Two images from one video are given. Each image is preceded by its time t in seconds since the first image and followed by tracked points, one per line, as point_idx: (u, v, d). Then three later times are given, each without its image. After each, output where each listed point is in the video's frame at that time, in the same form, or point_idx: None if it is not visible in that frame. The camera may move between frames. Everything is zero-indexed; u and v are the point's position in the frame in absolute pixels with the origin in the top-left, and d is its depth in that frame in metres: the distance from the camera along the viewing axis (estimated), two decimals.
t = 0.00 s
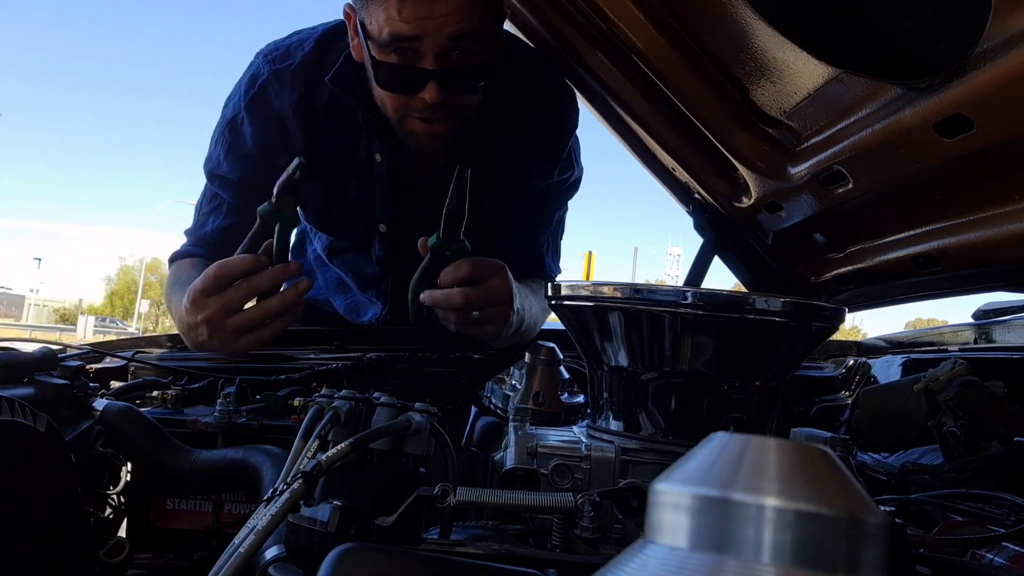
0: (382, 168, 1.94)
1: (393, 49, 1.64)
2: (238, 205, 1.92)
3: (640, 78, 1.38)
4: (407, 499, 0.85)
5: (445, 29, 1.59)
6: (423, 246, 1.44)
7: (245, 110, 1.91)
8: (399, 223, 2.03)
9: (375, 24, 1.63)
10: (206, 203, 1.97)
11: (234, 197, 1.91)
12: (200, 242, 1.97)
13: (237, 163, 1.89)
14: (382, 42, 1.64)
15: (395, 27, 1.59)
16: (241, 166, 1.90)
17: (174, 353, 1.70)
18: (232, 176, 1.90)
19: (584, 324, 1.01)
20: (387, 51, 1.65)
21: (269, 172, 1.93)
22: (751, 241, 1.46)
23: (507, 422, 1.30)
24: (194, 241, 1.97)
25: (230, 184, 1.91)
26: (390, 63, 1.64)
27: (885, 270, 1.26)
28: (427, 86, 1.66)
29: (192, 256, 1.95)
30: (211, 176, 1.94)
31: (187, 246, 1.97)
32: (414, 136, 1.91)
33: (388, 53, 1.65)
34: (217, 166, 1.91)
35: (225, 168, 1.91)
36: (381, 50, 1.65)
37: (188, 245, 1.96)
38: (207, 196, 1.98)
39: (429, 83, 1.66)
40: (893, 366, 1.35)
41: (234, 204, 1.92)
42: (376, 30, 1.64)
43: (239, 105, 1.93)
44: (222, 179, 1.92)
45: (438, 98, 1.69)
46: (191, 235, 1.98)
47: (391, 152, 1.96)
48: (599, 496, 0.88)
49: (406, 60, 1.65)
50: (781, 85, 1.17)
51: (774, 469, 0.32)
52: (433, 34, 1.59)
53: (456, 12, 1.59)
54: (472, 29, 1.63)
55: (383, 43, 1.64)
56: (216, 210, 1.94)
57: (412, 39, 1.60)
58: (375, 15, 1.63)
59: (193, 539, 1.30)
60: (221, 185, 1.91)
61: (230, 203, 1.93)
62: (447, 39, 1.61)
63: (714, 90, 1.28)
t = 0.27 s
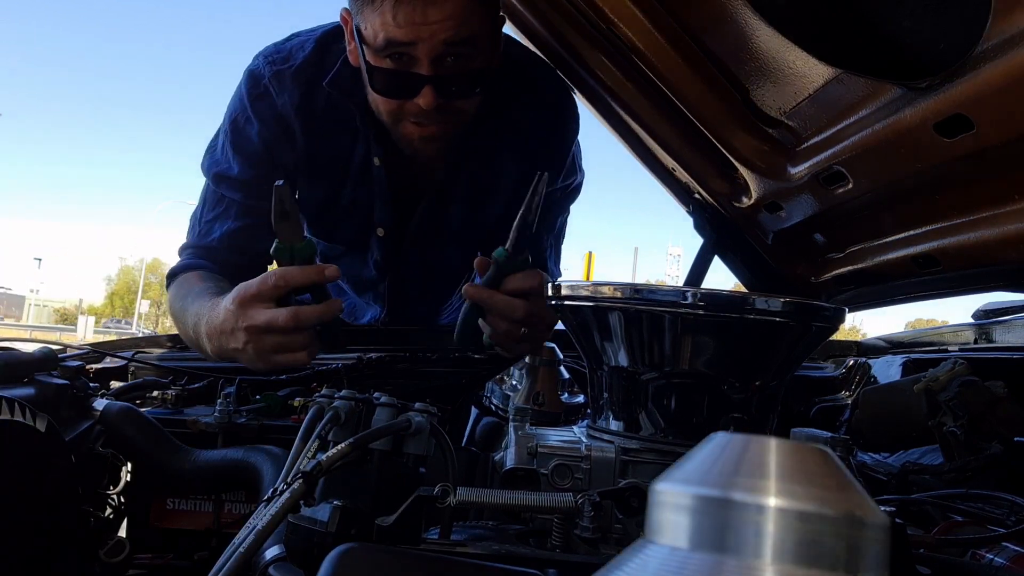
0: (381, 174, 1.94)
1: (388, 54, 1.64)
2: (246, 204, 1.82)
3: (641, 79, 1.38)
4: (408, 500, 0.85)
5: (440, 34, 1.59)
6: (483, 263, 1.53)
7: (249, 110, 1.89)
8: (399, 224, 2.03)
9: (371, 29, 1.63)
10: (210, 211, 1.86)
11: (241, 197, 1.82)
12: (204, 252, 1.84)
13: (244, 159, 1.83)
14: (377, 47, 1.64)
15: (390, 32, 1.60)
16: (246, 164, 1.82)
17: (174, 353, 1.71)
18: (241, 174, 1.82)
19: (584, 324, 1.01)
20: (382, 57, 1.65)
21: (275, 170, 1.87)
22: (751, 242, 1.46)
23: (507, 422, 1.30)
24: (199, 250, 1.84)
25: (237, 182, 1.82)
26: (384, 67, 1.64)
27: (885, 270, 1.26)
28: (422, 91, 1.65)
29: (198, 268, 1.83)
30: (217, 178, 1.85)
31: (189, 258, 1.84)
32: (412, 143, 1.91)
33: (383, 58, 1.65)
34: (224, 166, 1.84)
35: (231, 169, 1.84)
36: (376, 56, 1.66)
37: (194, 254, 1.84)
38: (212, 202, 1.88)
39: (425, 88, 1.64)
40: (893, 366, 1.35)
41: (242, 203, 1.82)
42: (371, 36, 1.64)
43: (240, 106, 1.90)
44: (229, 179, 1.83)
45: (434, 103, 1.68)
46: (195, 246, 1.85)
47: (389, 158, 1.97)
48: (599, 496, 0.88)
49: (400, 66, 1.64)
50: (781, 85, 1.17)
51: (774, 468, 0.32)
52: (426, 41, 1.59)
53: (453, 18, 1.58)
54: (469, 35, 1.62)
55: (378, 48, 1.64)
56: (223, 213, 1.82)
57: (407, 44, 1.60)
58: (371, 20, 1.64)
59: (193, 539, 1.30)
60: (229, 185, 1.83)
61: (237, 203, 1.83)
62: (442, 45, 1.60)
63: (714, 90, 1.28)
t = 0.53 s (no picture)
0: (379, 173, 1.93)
1: (383, 57, 1.64)
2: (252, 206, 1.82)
3: (641, 79, 1.38)
4: (408, 500, 0.85)
5: (436, 37, 1.59)
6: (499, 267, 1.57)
7: (251, 113, 1.90)
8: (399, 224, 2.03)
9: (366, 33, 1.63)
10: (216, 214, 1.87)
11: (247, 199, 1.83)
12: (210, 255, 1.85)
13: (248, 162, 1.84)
14: (372, 51, 1.64)
15: (386, 36, 1.59)
16: (251, 166, 1.84)
17: (175, 353, 1.71)
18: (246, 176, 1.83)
19: (584, 324, 1.01)
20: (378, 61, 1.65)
21: (280, 172, 1.88)
22: (750, 241, 1.46)
23: (507, 422, 1.30)
24: (204, 253, 1.84)
25: (242, 184, 1.83)
26: (381, 71, 1.64)
27: (885, 270, 1.26)
28: (418, 94, 1.68)
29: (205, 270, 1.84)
30: (222, 181, 1.86)
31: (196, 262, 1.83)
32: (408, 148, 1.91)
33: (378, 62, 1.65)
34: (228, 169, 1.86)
35: (237, 171, 1.85)
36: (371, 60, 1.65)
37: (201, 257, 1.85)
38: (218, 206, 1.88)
39: (421, 91, 1.68)
40: (893, 366, 1.35)
41: (248, 204, 1.82)
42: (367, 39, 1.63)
43: (242, 109, 1.92)
44: (234, 181, 1.84)
45: (429, 106, 1.72)
46: (202, 249, 1.86)
47: (389, 159, 1.96)
48: (599, 496, 0.88)
49: (395, 69, 1.65)
50: (781, 85, 1.17)
51: (774, 468, 0.32)
52: (422, 44, 1.60)
53: (448, 20, 1.58)
54: (465, 38, 1.63)
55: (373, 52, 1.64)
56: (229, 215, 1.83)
57: (403, 48, 1.60)
58: (366, 23, 1.63)
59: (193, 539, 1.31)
60: (233, 187, 1.84)
61: (242, 205, 1.83)
62: (438, 48, 1.61)
63: (715, 91, 1.28)
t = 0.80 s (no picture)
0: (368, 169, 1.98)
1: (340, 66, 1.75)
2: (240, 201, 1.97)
3: (641, 79, 1.38)
4: (408, 500, 0.85)
5: (377, 49, 1.70)
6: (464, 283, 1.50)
7: (251, 108, 2.00)
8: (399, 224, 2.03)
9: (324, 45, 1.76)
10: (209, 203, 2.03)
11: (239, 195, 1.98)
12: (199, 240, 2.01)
13: (242, 159, 1.98)
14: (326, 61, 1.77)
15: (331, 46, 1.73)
16: (245, 162, 1.98)
17: (175, 353, 1.70)
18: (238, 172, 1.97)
19: (584, 324, 1.01)
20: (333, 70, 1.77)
21: (273, 168, 2.00)
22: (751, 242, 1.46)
23: (506, 422, 1.30)
24: (195, 239, 2.00)
25: (235, 180, 1.98)
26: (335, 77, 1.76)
27: (885, 270, 1.26)
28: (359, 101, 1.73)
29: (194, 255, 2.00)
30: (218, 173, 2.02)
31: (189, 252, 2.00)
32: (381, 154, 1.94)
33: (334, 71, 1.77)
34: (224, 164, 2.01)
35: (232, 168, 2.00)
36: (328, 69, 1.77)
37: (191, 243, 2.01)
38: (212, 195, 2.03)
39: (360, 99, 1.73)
40: (893, 366, 1.35)
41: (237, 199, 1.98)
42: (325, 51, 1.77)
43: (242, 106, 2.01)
44: (228, 176, 1.99)
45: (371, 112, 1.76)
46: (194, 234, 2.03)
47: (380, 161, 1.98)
48: (599, 496, 0.88)
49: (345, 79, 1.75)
50: (781, 85, 1.17)
51: (775, 468, 0.31)
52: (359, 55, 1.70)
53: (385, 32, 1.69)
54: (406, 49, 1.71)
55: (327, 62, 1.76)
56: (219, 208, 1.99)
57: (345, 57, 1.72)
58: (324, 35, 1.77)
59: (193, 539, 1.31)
60: (227, 182, 1.99)
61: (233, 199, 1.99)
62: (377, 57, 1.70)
63: (715, 91, 1.28)
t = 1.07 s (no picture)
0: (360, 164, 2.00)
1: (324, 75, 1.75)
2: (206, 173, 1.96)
3: (641, 78, 1.38)
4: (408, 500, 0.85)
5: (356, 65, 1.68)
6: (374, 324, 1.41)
7: (230, 86, 2.01)
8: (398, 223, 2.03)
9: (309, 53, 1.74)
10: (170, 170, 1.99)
11: (200, 167, 1.96)
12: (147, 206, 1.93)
13: (214, 131, 1.97)
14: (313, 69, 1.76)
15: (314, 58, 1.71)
16: (216, 134, 1.97)
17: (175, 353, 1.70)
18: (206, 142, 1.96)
19: (584, 324, 1.01)
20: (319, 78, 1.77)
21: (245, 145, 2.00)
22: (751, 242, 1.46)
23: (506, 422, 1.30)
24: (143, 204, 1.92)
25: (202, 151, 1.96)
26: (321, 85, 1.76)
27: (885, 270, 1.26)
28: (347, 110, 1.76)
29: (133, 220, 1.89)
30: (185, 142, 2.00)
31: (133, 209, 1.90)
32: (371, 153, 1.96)
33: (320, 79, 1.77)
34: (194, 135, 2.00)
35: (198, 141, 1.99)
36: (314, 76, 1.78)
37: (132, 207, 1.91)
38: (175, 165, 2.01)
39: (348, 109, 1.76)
40: (893, 366, 1.35)
41: (201, 170, 1.96)
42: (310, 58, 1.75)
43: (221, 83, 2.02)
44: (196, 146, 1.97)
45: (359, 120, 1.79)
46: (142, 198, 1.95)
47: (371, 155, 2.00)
48: (599, 496, 0.88)
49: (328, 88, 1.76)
50: (781, 85, 1.17)
51: (775, 468, 0.31)
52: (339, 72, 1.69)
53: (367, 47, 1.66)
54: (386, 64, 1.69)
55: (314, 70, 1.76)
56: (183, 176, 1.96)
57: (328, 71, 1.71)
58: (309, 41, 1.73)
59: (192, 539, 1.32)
60: (194, 151, 1.97)
61: (198, 169, 1.96)
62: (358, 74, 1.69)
63: (715, 91, 1.28)
